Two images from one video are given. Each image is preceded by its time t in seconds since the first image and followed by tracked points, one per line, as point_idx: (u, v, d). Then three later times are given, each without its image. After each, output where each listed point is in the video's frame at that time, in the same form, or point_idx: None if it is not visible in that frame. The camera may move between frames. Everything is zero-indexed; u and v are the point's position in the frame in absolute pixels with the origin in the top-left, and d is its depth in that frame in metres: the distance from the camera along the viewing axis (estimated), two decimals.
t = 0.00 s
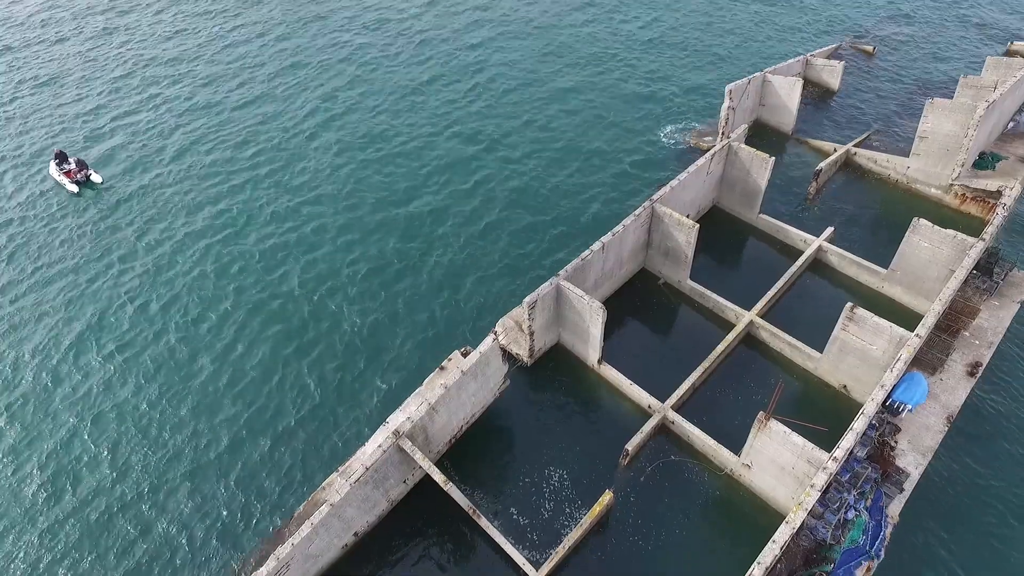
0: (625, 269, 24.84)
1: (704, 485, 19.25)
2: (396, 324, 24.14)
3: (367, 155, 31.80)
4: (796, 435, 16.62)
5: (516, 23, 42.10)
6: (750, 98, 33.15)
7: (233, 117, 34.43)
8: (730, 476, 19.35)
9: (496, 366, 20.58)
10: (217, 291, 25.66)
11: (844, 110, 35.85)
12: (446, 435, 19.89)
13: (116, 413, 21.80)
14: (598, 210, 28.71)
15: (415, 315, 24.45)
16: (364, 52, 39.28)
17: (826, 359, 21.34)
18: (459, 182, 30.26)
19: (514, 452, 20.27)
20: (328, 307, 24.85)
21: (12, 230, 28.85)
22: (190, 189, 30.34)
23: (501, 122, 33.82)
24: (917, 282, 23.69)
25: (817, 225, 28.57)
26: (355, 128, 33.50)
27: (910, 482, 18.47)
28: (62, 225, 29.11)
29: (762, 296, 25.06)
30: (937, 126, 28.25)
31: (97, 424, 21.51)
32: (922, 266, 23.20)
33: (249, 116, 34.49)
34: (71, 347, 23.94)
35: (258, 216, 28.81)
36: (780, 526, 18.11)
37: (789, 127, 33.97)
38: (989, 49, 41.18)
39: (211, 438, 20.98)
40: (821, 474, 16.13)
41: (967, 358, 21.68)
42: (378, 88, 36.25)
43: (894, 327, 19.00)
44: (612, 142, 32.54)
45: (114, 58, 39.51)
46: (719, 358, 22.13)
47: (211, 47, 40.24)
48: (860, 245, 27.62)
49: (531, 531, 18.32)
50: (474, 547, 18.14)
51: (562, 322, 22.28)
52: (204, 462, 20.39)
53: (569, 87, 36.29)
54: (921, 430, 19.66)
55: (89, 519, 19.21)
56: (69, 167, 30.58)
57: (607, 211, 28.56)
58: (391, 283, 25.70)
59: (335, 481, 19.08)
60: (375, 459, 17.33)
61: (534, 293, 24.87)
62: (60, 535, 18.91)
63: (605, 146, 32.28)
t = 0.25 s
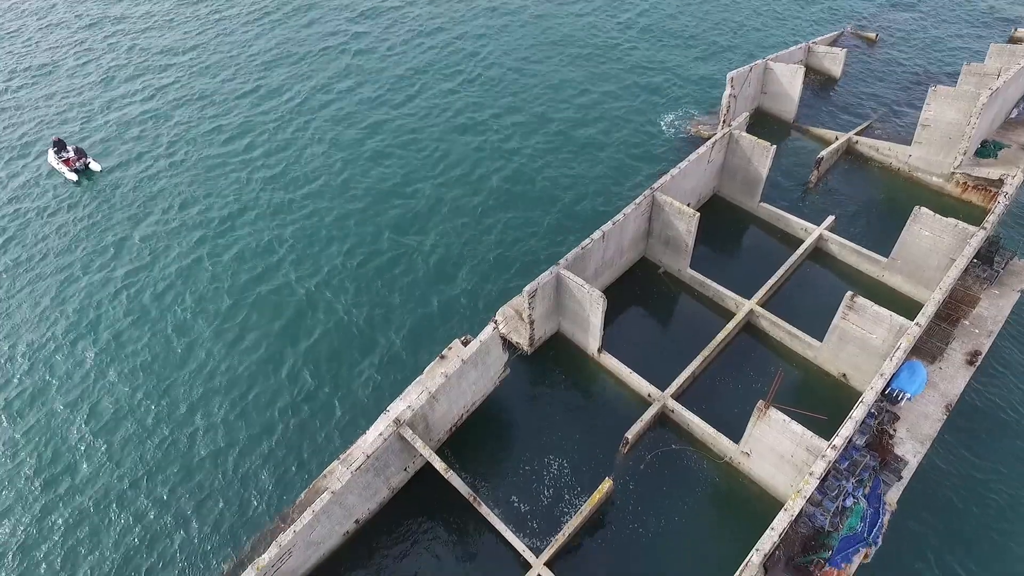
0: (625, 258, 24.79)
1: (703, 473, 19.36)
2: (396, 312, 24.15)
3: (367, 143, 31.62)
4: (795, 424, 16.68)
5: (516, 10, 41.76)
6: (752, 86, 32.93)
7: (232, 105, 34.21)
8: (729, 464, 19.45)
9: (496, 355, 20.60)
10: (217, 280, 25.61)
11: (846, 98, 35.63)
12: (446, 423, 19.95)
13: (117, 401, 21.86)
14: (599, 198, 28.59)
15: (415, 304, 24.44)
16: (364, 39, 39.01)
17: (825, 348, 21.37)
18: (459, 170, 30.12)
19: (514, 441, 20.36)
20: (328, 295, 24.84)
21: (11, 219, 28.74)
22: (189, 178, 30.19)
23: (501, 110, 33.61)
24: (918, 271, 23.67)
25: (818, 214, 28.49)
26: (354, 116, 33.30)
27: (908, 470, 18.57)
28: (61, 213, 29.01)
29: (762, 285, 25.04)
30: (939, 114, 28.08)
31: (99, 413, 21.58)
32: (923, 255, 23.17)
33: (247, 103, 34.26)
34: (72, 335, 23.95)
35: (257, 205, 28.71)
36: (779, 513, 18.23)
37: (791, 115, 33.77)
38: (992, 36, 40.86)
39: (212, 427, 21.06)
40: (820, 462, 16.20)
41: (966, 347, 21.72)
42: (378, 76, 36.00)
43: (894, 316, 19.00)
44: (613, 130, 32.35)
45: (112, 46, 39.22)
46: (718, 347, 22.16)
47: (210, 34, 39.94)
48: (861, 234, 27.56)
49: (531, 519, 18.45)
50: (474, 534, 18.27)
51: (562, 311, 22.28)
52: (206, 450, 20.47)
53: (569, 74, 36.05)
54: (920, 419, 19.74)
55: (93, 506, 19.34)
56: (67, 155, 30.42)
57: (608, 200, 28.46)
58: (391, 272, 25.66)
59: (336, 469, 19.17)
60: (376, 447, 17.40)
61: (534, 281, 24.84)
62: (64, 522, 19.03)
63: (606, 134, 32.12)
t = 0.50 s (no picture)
0: (625, 247, 24.73)
1: (702, 461, 19.45)
2: (396, 301, 24.11)
3: (366, 131, 31.43)
4: (794, 412, 16.73)
5: None
6: (754, 73, 32.67)
7: (230, 93, 33.96)
8: (728, 452, 19.54)
9: (496, 344, 20.61)
10: (216, 269, 25.53)
11: (848, 85, 35.39)
12: (446, 412, 19.99)
13: (119, 390, 21.88)
14: (599, 187, 28.48)
15: (414, 293, 24.39)
16: (362, 26, 38.67)
17: (825, 337, 21.39)
18: (459, 158, 29.95)
19: (514, 429, 20.43)
20: (328, 285, 24.78)
21: (9, 208, 28.57)
22: (188, 166, 30.00)
23: (501, 97, 33.37)
24: (918, 260, 23.64)
25: (818, 203, 28.40)
26: (353, 103, 33.07)
27: (906, 458, 18.66)
28: (60, 202, 28.86)
29: (762, 274, 25.03)
30: (941, 102, 27.89)
31: (100, 402, 21.59)
32: (924, 244, 23.12)
33: (245, 91, 33.97)
34: (72, 325, 23.90)
35: (257, 193, 28.56)
36: (777, 501, 18.33)
37: (792, 103, 33.54)
38: (996, 23, 40.51)
39: (213, 416, 21.08)
40: (819, 451, 16.27)
41: (966, 336, 21.74)
42: (377, 63, 35.72)
43: (894, 305, 18.97)
44: (613, 117, 32.15)
45: (110, 33, 38.91)
46: (718, 335, 22.19)
47: (208, 22, 39.62)
48: (861, 223, 27.50)
49: (531, 507, 18.57)
50: (475, 522, 18.39)
51: (562, 300, 22.26)
52: (207, 439, 20.51)
53: (570, 62, 35.78)
54: (918, 407, 19.80)
55: (95, 495, 19.41)
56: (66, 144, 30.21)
57: (608, 189, 28.33)
58: (391, 261, 25.58)
59: (337, 457, 19.21)
60: (376, 436, 17.43)
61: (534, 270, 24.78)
62: (67, 511, 19.12)
63: (606, 122, 31.92)
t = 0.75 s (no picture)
0: (625, 236, 24.67)
1: (701, 450, 19.54)
2: (395, 291, 24.08)
3: (365, 120, 31.22)
4: (793, 402, 16.78)
5: None
6: (755, 61, 32.42)
7: (229, 81, 33.71)
8: (727, 441, 19.63)
9: (496, 333, 20.63)
10: (216, 258, 25.48)
11: (850, 73, 35.15)
12: (446, 401, 20.04)
13: (120, 380, 21.90)
14: (599, 176, 28.35)
15: (414, 282, 24.35)
16: (361, 14, 38.34)
17: (824, 326, 21.40)
18: (458, 147, 29.78)
19: (514, 419, 20.50)
20: (327, 274, 24.74)
21: (8, 197, 28.48)
22: (186, 155, 29.84)
23: (500, 85, 33.12)
24: (918, 250, 23.61)
25: (819, 192, 28.30)
26: (352, 92, 32.84)
27: (904, 447, 18.74)
28: (60, 192, 28.74)
29: (762, 263, 24.99)
30: (943, 90, 27.68)
31: (101, 392, 21.64)
32: (924, 234, 23.08)
33: (244, 80, 33.76)
34: (72, 314, 23.89)
35: (256, 183, 28.43)
36: (776, 489, 18.44)
37: (794, 92, 33.32)
38: (1000, 10, 40.18)
39: (214, 405, 21.13)
40: (817, 440, 16.34)
41: (965, 325, 21.76)
42: (376, 51, 35.43)
43: (893, 294, 18.96)
44: (614, 106, 31.94)
45: (108, 22, 38.62)
46: (718, 325, 22.20)
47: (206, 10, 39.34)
48: (862, 212, 27.41)
49: (531, 495, 18.67)
50: (475, 510, 18.50)
51: (562, 289, 22.24)
52: (208, 429, 20.58)
53: (570, 50, 35.50)
54: (917, 396, 19.86)
55: (98, 483, 19.52)
56: (64, 133, 30.04)
57: (608, 177, 28.22)
58: (390, 250, 25.52)
59: (337, 446, 19.27)
60: (376, 425, 17.48)
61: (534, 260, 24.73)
62: (71, 500, 19.22)
63: (607, 111, 31.71)
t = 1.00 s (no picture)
0: (625, 226, 24.60)
1: (700, 439, 19.62)
2: (395, 280, 24.05)
3: (364, 108, 31.01)
4: (791, 391, 16.83)
5: None
6: (756, 49, 32.18)
7: (227, 70, 33.46)
8: (726, 430, 19.71)
9: (496, 323, 20.64)
10: (215, 248, 25.41)
11: (851, 61, 34.91)
12: (446, 390, 20.09)
13: (121, 369, 21.92)
14: (599, 165, 28.23)
15: (413, 272, 24.30)
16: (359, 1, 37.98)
17: (824, 315, 21.42)
18: (457, 136, 29.60)
19: (514, 408, 20.56)
20: (327, 263, 24.66)
21: (6, 187, 28.36)
22: (184, 144, 29.65)
23: (500, 74, 32.88)
24: (918, 239, 23.57)
25: (819, 181, 28.21)
26: (350, 80, 32.59)
27: (902, 436, 18.82)
28: (58, 181, 28.57)
29: (762, 253, 24.96)
30: (945, 78, 27.48)
31: (103, 381, 21.67)
32: (924, 223, 23.03)
33: (242, 68, 33.52)
34: (73, 304, 23.84)
35: (254, 172, 28.28)
36: (774, 478, 18.54)
37: (794, 80, 33.11)
38: None
39: (215, 395, 21.16)
40: (815, 429, 16.41)
41: (964, 314, 21.78)
42: (374, 39, 35.14)
43: (893, 284, 18.95)
44: (614, 94, 31.73)
45: (105, 11, 38.30)
46: (717, 314, 22.21)
47: None
48: (862, 201, 27.34)
49: (530, 484, 18.77)
50: (474, 499, 18.60)
51: (562, 279, 22.22)
52: (209, 418, 20.63)
53: (570, 37, 35.21)
54: (915, 385, 19.92)
55: (101, 473, 19.60)
56: (62, 122, 29.83)
57: (608, 166, 28.09)
58: (389, 239, 25.45)
59: (338, 435, 19.34)
60: (376, 415, 17.53)
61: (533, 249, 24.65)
62: (74, 489, 19.31)
63: (607, 99, 31.51)
